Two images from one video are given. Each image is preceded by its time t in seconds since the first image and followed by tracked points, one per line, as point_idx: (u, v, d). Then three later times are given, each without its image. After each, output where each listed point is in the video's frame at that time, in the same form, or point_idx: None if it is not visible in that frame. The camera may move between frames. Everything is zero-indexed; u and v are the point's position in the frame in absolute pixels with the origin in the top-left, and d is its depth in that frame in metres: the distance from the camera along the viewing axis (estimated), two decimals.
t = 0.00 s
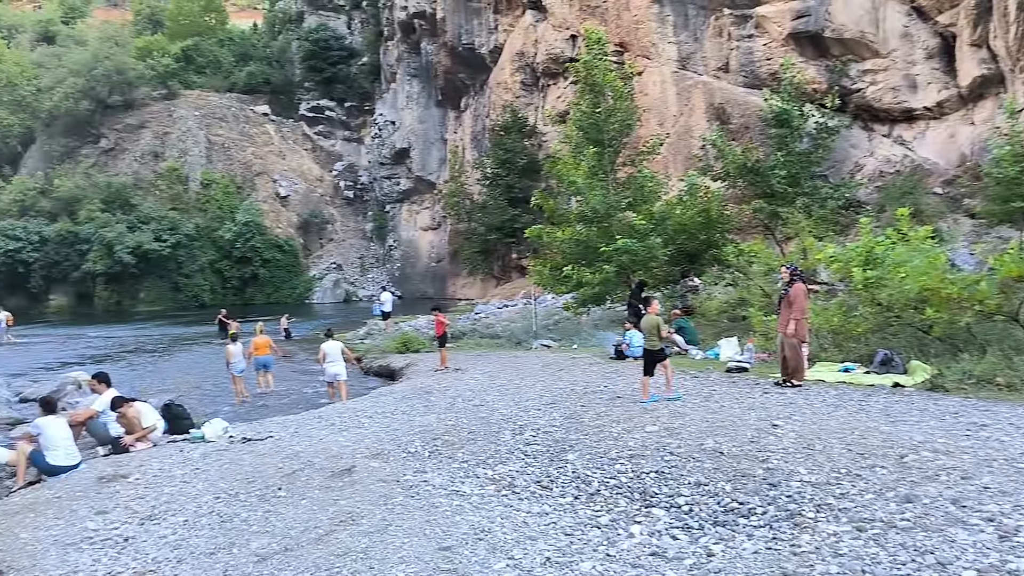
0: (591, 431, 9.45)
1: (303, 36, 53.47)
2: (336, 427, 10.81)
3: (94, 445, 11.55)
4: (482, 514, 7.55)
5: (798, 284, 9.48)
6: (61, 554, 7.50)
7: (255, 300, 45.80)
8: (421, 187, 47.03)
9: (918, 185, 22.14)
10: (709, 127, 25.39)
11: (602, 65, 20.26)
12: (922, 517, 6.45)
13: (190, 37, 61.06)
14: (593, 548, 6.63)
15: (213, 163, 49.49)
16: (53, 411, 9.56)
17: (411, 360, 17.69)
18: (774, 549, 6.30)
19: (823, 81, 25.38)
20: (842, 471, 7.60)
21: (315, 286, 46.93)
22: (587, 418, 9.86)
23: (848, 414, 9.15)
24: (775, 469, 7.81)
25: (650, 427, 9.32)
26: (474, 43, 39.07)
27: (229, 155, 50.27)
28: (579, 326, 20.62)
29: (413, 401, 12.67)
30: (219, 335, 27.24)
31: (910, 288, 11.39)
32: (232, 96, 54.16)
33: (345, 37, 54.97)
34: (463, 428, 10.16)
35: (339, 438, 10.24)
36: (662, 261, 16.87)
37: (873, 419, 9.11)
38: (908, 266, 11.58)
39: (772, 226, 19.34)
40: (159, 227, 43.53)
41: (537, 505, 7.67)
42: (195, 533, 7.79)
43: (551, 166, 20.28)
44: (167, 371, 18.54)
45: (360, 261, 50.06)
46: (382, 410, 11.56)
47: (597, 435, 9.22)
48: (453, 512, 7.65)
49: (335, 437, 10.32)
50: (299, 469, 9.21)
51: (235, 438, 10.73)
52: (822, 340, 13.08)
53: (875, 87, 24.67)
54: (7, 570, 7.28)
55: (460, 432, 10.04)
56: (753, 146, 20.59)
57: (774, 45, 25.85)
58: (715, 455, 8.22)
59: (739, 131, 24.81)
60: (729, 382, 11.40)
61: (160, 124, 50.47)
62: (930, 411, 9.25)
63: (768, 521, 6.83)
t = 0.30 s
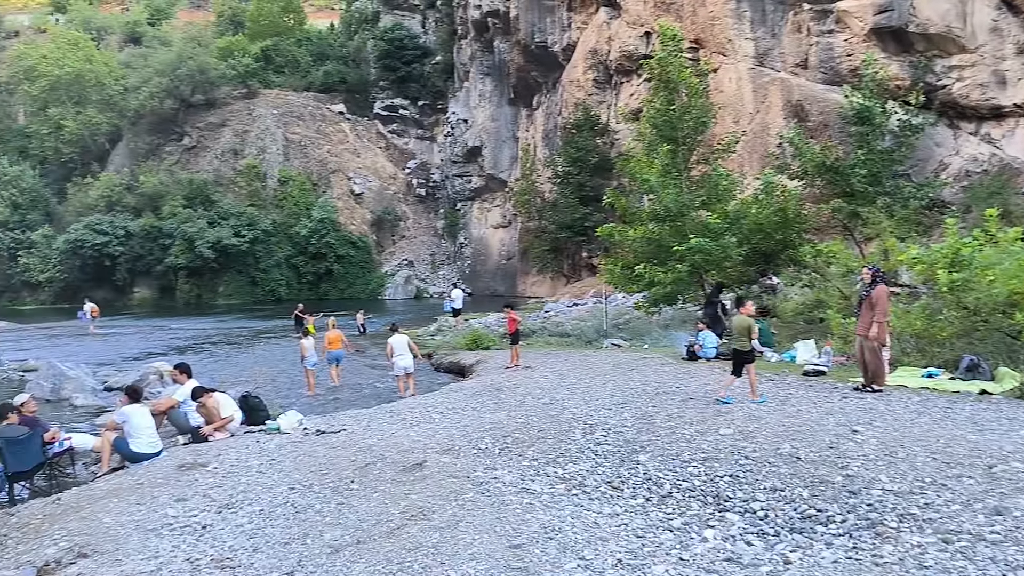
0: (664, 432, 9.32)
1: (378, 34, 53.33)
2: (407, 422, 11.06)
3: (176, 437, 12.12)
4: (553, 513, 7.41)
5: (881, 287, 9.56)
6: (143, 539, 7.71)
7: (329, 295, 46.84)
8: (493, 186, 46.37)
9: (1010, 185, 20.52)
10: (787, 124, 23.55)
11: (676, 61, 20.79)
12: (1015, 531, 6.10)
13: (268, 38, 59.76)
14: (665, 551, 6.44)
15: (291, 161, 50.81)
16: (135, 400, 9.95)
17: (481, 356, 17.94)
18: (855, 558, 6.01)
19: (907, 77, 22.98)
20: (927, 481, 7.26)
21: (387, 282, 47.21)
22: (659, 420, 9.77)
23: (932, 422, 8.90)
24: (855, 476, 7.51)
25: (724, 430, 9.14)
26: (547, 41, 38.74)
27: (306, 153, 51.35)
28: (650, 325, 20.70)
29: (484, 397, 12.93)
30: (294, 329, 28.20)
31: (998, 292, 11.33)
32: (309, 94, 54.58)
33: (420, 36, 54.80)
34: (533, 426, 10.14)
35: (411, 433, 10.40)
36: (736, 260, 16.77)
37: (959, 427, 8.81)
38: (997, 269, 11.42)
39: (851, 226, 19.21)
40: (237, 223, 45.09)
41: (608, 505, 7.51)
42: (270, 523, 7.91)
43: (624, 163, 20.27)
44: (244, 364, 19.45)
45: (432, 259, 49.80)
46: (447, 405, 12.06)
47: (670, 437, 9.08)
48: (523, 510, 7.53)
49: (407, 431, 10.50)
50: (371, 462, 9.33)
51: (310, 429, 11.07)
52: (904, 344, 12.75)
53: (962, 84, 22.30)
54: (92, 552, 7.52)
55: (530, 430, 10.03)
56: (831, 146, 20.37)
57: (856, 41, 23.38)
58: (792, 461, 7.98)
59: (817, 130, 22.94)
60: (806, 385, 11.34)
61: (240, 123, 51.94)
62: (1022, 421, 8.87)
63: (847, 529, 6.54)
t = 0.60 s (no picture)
0: (731, 435, 9.21)
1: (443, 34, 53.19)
2: (470, 419, 11.35)
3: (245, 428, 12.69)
4: (618, 516, 7.32)
5: (958, 288, 9.47)
6: (210, 530, 7.85)
7: (391, 292, 47.18)
8: (555, 184, 46.61)
9: None
10: (857, 122, 22.68)
11: (745, 56, 20.22)
12: None
13: (336, 36, 61.39)
14: (735, 558, 6.27)
15: (356, 159, 51.00)
16: (204, 392, 10.41)
17: (543, 355, 18.69)
18: (935, 570, 5.75)
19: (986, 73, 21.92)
20: (1010, 492, 6.95)
21: (449, 279, 47.35)
22: (726, 423, 9.71)
23: (1015, 431, 8.59)
24: (933, 485, 7.25)
25: (794, 434, 8.97)
26: (611, 38, 38.32)
27: (370, 150, 51.62)
28: (715, 326, 20.62)
29: (545, 395, 13.37)
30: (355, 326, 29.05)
31: None
32: (374, 93, 55.72)
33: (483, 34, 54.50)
34: (597, 425, 10.19)
35: (474, 430, 10.60)
36: (804, 260, 16.43)
37: None
38: None
39: (925, 226, 18.17)
40: (304, 220, 46.10)
41: (674, 509, 7.40)
42: (335, 516, 8.01)
43: (689, 161, 20.06)
44: (309, 358, 20.33)
45: (493, 256, 49.88)
46: (514, 403, 12.39)
47: (737, 440, 8.99)
48: (588, 512, 7.46)
49: (471, 428, 10.78)
50: (434, 459, 9.44)
51: (374, 425, 11.53)
52: (982, 348, 12.54)
53: None
54: (162, 541, 7.69)
55: (594, 430, 10.05)
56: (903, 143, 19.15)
57: (932, 36, 22.58)
58: (866, 468, 7.76)
59: (889, 127, 22.06)
60: (878, 390, 11.30)
61: (308, 122, 53.17)
62: None
63: (926, 540, 6.27)
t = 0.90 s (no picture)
0: (782, 441, 9.22)
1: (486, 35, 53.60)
2: (514, 421, 11.87)
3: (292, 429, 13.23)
4: (667, 523, 7.29)
5: (1015, 290, 9.41)
6: (259, 532, 7.95)
7: (435, 293, 47.80)
8: (598, 184, 46.29)
9: None
10: (909, 120, 22.36)
11: (792, 55, 20.17)
12: None
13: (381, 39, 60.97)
14: (790, 568, 6.15)
15: (399, 160, 52.00)
16: (251, 395, 10.87)
17: (586, 357, 19.36)
18: None
19: None
20: None
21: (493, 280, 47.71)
22: (776, 428, 9.76)
23: None
24: (996, 495, 7.05)
25: (848, 441, 8.89)
26: (655, 37, 37.92)
27: (414, 153, 52.51)
28: (761, 329, 20.56)
29: (590, 397, 13.88)
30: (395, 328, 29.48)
31: None
32: (418, 95, 56.86)
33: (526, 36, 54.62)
34: (643, 431, 10.36)
35: (518, 434, 10.92)
36: (854, 261, 16.12)
37: None
38: None
39: (978, 226, 16.95)
40: (348, 221, 46.67)
41: (725, 517, 7.36)
42: (382, 519, 8.10)
43: (734, 161, 19.74)
44: (354, 360, 20.99)
45: (535, 257, 50.29)
46: (562, 407, 12.69)
47: (788, 446, 8.99)
48: (637, 519, 7.45)
49: (514, 432, 11.09)
50: (480, 463, 9.64)
51: (419, 427, 11.96)
52: None
53: None
54: (211, 543, 7.79)
55: (640, 435, 10.28)
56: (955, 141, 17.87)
57: (986, 30, 22.26)
58: (924, 476, 7.61)
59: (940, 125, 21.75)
60: (930, 393, 11.26)
61: (352, 124, 54.11)
62: None
63: (989, 551, 6.07)
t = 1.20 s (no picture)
0: (837, 447, 9.17)
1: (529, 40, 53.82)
2: (562, 427, 12.00)
3: (339, 434, 13.59)
4: (722, 532, 7.24)
5: None
6: (309, 538, 8.01)
7: (479, 297, 47.72)
8: (643, 187, 46.08)
9: None
10: (963, 116, 22.20)
11: (843, 52, 19.32)
12: None
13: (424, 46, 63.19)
14: None
15: (444, 165, 52.56)
16: (299, 400, 11.26)
17: (633, 361, 19.85)
18: None
19: None
20: None
21: (536, 284, 47.09)
22: (831, 434, 9.73)
23: None
24: None
25: (907, 447, 8.75)
26: (700, 38, 38.03)
27: (458, 157, 52.96)
28: (812, 332, 20.61)
29: (639, 402, 14.00)
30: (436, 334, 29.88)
31: None
32: (461, 100, 57.46)
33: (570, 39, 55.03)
34: (694, 436, 10.51)
35: (567, 439, 11.04)
36: (909, 262, 16.09)
37: None
38: None
39: None
40: (394, 226, 47.40)
41: (781, 525, 7.28)
42: (431, 526, 8.14)
43: (783, 162, 19.55)
44: (402, 365, 21.62)
45: (580, 261, 49.45)
46: (609, 411, 12.99)
47: (844, 452, 8.94)
48: (691, 528, 7.40)
49: (563, 437, 11.26)
50: (528, 469, 9.77)
51: (468, 433, 12.21)
52: None
53: None
54: (262, 548, 7.87)
55: (691, 440, 10.40)
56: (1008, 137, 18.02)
57: None
58: (989, 484, 7.45)
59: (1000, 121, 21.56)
60: (995, 399, 11.00)
61: (397, 131, 54.67)
62: None
63: None
